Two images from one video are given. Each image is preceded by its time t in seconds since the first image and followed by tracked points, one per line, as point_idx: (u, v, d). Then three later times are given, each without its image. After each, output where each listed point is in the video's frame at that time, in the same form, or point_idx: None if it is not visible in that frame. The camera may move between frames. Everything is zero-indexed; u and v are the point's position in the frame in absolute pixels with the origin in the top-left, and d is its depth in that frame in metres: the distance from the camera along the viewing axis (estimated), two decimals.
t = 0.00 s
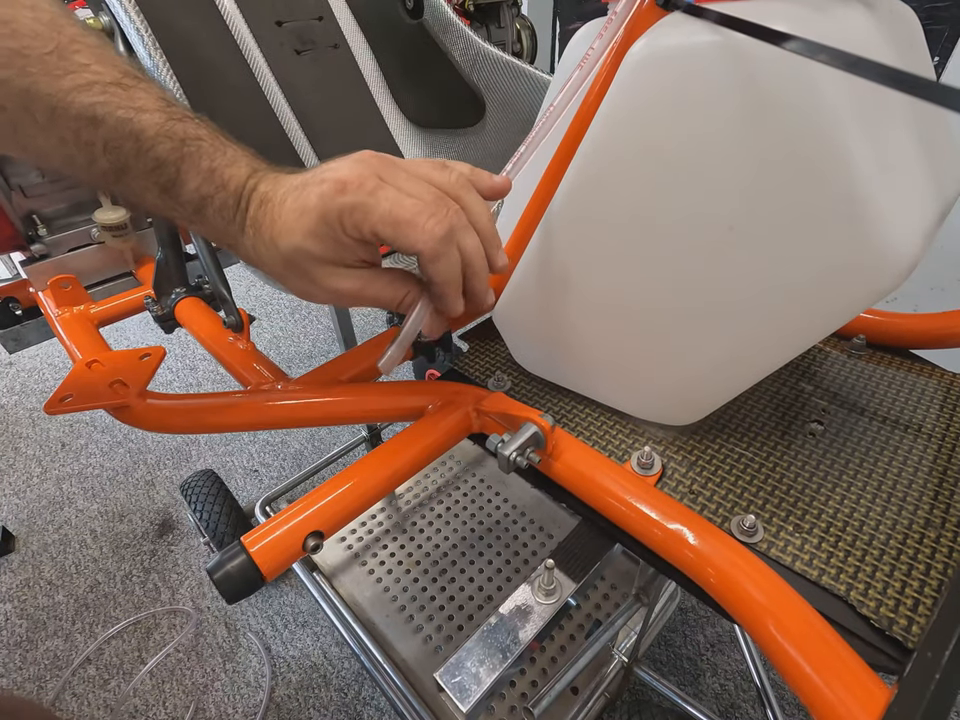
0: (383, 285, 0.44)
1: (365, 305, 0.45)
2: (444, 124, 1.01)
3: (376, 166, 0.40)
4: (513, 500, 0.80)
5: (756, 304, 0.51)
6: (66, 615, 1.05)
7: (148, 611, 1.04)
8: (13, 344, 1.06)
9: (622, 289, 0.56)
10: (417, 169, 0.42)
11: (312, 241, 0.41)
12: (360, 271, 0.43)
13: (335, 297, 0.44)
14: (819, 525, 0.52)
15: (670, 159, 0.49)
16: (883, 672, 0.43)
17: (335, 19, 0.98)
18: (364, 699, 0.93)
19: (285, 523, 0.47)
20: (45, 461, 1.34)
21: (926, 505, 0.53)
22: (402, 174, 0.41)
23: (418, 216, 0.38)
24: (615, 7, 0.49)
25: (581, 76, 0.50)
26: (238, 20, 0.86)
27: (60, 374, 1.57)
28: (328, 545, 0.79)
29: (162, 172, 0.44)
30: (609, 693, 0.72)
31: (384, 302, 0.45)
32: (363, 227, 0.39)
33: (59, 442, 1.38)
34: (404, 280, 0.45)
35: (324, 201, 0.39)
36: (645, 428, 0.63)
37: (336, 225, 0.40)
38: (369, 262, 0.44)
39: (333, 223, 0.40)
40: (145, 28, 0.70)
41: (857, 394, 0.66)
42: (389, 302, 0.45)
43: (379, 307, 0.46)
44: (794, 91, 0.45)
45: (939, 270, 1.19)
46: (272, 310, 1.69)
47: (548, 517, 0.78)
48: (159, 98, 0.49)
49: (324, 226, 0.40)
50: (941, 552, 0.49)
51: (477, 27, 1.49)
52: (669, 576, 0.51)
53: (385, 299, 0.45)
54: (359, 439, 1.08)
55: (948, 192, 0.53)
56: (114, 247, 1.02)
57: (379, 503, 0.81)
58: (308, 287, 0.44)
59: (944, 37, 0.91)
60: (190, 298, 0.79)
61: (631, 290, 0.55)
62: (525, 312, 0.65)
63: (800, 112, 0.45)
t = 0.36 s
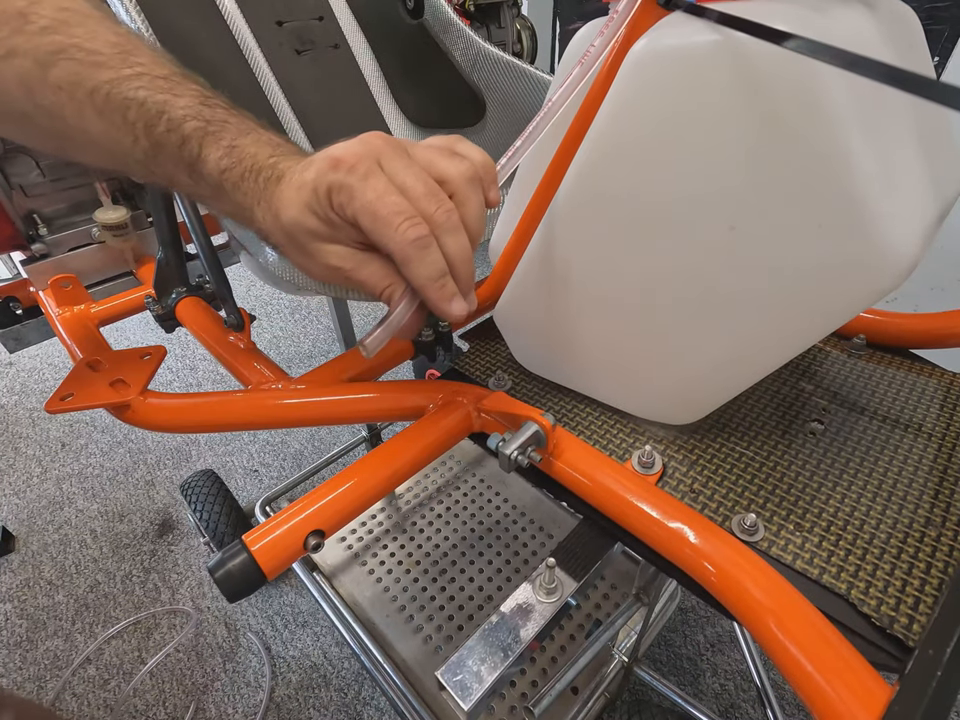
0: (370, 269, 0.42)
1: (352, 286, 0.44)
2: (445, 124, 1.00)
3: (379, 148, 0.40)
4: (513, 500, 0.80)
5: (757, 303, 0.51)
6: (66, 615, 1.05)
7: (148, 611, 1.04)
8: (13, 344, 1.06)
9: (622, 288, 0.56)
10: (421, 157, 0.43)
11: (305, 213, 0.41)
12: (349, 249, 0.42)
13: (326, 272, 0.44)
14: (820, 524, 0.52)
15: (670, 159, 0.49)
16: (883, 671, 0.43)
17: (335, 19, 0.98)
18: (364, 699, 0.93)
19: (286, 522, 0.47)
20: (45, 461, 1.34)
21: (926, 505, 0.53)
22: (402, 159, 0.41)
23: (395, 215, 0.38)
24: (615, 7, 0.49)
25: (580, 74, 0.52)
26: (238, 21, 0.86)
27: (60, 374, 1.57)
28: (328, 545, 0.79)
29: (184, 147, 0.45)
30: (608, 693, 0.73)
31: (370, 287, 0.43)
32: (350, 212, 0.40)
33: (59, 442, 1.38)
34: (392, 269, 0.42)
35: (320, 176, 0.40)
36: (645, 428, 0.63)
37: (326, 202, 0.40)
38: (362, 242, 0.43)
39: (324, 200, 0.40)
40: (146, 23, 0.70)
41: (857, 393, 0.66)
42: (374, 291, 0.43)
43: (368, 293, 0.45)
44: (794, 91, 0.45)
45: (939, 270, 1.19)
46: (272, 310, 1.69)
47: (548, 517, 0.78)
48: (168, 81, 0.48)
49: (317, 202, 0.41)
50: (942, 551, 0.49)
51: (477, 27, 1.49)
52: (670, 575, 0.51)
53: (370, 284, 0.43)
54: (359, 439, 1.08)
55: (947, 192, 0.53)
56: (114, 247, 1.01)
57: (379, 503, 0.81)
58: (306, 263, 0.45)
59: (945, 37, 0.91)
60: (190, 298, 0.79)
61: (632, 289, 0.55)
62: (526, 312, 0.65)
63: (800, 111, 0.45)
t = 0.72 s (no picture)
0: (388, 260, 0.41)
1: (369, 286, 0.42)
2: (445, 124, 1.01)
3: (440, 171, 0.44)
4: (513, 500, 0.79)
5: (756, 304, 0.51)
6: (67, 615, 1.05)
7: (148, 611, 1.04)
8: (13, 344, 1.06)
9: (621, 289, 0.56)
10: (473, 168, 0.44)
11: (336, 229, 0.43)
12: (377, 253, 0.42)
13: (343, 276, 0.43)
14: (819, 525, 0.52)
15: (669, 160, 0.49)
16: (882, 673, 0.43)
17: (335, 19, 0.98)
18: (364, 699, 0.93)
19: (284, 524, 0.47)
20: (45, 461, 1.34)
21: (926, 505, 0.53)
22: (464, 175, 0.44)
23: (463, 226, 0.39)
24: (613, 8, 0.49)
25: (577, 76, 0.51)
26: (238, 21, 0.86)
27: (60, 374, 1.57)
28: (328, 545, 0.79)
29: (213, 162, 0.55)
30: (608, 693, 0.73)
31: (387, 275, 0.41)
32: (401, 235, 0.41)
33: (59, 442, 1.38)
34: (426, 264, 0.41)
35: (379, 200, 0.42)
36: (645, 429, 0.63)
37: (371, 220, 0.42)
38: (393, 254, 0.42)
39: (379, 223, 0.42)
40: (140, 19, 0.70)
41: (857, 394, 0.66)
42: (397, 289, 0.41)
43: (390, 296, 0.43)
44: (793, 91, 0.45)
45: (939, 270, 1.19)
46: (272, 310, 1.69)
47: (548, 517, 0.77)
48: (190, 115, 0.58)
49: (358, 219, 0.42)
50: (941, 552, 0.49)
51: (477, 27, 1.49)
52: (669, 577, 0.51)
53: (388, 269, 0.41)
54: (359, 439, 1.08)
55: (946, 192, 0.53)
56: (114, 248, 1.01)
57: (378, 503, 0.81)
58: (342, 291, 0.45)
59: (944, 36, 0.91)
60: (188, 299, 0.79)
61: (630, 291, 0.55)
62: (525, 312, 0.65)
63: (798, 111, 0.45)
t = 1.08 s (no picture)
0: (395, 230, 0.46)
1: (383, 254, 0.47)
2: (446, 124, 1.01)
3: (449, 165, 0.46)
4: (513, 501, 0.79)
5: (756, 304, 0.51)
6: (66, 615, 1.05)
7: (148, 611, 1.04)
8: (13, 344, 1.06)
9: (621, 288, 0.56)
10: (482, 167, 0.45)
11: (355, 197, 0.50)
12: (388, 220, 0.48)
13: (358, 246, 0.48)
14: (820, 525, 0.52)
15: (670, 159, 0.49)
16: (884, 672, 0.43)
17: (336, 19, 0.98)
18: (364, 699, 0.93)
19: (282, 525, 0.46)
20: (45, 461, 1.33)
21: (926, 505, 0.53)
22: (475, 178, 0.45)
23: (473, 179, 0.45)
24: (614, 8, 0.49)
25: (581, 77, 0.53)
26: (239, 22, 0.86)
27: (60, 374, 1.56)
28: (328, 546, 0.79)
29: (226, 168, 0.61)
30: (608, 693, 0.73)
31: (399, 246, 0.46)
32: (419, 192, 0.47)
33: (59, 442, 1.38)
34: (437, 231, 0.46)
35: (397, 162, 0.48)
36: (645, 428, 0.63)
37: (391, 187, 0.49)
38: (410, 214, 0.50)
39: (387, 175, 0.49)
40: (144, 24, 0.67)
41: (857, 394, 0.66)
42: (408, 260, 0.45)
43: (400, 268, 0.47)
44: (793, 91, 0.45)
45: (939, 270, 1.19)
46: (271, 310, 1.69)
47: (548, 517, 0.77)
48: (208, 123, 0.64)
49: (376, 187, 0.49)
50: (942, 552, 0.49)
51: (476, 27, 1.49)
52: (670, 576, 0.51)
53: (400, 241, 0.45)
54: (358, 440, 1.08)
55: (947, 192, 0.52)
56: (114, 247, 1.01)
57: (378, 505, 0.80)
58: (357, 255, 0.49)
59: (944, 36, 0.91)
60: (188, 299, 0.79)
61: (631, 291, 0.55)
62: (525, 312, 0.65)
63: (798, 111, 0.45)
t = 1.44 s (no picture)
0: (389, 227, 0.45)
1: (380, 251, 0.45)
2: (446, 124, 1.00)
3: (441, 163, 0.44)
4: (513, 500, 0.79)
5: (756, 304, 0.51)
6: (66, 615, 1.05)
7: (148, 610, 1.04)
8: (14, 344, 1.06)
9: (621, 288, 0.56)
10: (474, 164, 0.44)
11: (350, 197, 0.48)
12: (382, 219, 0.46)
13: (356, 244, 0.47)
14: (820, 525, 0.52)
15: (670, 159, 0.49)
16: (884, 672, 0.43)
17: (336, 19, 0.98)
18: (364, 699, 0.93)
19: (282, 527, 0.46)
20: (45, 461, 1.33)
21: (926, 505, 0.53)
22: (467, 176, 0.43)
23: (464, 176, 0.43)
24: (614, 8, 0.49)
25: (581, 78, 0.52)
26: (239, 21, 0.86)
27: (59, 374, 1.56)
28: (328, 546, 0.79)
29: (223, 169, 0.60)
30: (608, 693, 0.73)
31: (396, 241, 0.44)
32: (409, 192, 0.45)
33: (59, 442, 1.38)
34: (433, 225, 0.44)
35: (387, 163, 0.46)
36: (645, 428, 0.63)
37: (381, 184, 0.46)
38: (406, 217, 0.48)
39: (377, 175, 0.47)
40: (144, 26, 0.65)
41: (857, 393, 0.66)
42: (405, 253, 0.43)
43: (399, 265, 0.45)
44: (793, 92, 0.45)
45: (939, 270, 1.19)
46: (271, 310, 1.69)
47: (548, 517, 0.77)
48: (203, 128, 0.63)
49: (369, 185, 0.47)
50: (942, 551, 0.49)
51: (477, 27, 1.49)
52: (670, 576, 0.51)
53: (397, 235, 0.44)
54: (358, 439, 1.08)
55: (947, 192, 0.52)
56: (114, 247, 1.01)
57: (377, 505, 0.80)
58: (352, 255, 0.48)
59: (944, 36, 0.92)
60: (188, 299, 0.79)
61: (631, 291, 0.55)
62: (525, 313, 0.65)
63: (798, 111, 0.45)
